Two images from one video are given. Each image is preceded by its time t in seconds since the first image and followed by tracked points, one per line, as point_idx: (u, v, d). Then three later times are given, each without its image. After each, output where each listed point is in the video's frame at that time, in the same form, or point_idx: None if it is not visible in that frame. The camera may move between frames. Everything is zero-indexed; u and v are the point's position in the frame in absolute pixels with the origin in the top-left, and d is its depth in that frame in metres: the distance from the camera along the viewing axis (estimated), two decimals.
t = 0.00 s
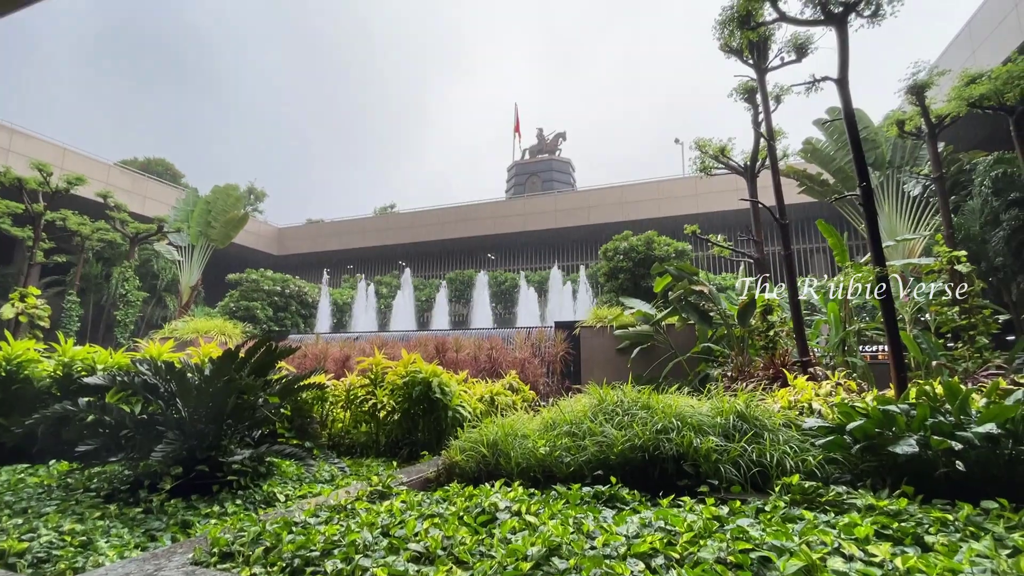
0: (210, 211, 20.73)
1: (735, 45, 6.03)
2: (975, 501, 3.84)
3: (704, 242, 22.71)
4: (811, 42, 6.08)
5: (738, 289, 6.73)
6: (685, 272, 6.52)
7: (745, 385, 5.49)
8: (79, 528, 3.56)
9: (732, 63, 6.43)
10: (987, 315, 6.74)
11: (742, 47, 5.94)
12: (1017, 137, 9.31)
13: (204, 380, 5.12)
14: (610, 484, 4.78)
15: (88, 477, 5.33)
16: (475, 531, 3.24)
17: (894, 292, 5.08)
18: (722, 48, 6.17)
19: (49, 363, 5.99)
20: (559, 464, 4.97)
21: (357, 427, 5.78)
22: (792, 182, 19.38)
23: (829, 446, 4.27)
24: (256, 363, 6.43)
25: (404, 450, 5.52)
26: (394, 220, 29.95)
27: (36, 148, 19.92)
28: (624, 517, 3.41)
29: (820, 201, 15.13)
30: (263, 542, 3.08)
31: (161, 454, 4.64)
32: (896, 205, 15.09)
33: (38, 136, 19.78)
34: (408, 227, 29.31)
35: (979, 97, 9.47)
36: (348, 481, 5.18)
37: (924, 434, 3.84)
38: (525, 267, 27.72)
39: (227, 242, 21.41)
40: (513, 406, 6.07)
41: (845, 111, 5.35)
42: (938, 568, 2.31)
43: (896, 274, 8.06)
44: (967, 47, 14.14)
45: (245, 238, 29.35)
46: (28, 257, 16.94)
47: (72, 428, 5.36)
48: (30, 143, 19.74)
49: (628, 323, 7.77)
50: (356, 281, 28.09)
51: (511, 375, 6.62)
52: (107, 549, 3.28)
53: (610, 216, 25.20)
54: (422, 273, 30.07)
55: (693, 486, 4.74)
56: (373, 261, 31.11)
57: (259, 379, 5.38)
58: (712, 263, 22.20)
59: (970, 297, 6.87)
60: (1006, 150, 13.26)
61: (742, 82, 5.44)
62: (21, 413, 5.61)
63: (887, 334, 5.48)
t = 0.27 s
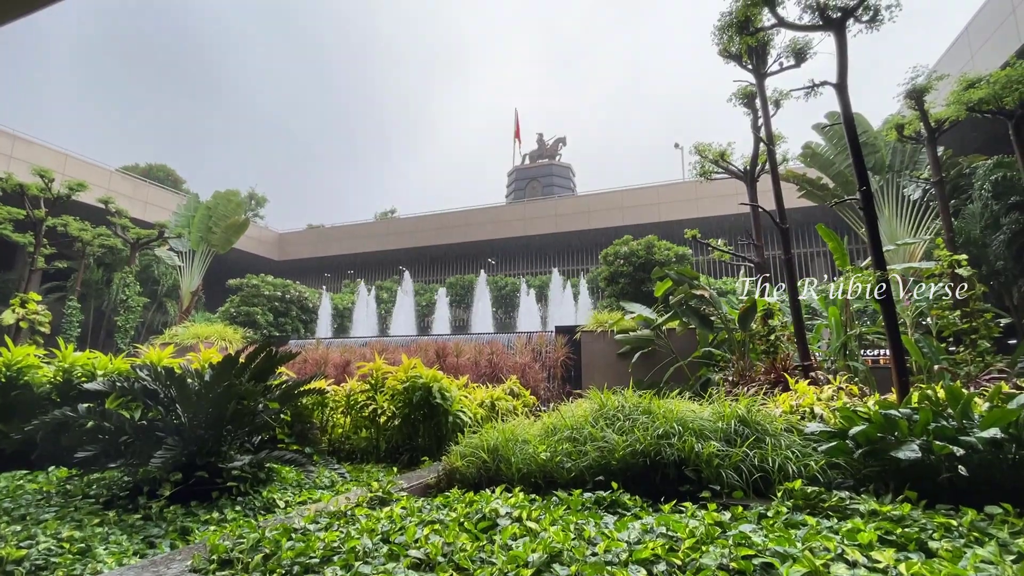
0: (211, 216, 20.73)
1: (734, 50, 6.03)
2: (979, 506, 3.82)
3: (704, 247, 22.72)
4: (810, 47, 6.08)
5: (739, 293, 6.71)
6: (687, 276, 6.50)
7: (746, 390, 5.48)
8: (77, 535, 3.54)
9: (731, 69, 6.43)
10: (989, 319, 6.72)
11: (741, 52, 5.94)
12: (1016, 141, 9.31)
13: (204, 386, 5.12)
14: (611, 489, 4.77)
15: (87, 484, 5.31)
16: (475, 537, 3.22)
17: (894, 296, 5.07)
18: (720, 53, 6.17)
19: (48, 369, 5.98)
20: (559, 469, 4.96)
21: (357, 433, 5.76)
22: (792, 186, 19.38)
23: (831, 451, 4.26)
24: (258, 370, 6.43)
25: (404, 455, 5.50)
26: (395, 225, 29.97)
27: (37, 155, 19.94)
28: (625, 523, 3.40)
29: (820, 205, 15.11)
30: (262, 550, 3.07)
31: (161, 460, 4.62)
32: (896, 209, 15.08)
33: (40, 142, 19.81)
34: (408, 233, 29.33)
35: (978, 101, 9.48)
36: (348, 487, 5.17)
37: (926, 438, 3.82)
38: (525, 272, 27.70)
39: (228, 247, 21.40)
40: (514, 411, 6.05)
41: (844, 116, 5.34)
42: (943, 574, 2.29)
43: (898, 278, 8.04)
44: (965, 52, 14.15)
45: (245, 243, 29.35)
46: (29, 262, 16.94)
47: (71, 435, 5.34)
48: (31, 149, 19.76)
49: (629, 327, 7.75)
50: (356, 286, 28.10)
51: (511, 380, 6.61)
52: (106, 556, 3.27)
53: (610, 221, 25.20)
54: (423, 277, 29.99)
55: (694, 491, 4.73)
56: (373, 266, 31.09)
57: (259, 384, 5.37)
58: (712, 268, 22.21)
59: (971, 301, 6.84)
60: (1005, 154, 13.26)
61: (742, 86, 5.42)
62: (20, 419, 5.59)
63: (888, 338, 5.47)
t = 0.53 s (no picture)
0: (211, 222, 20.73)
1: (732, 54, 6.02)
2: (981, 510, 3.80)
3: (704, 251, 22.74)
4: (808, 52, 6.08)
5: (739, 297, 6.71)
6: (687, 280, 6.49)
7: (747, 394, 5.47)
8: (75, 542, 3.53)
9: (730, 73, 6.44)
10: (990, 323, 6.71)
11: (740, 57, 5.93)
12: (1015, 145, 9.30)
13: (203, 392, 5.12)
14: (612, 494, 4.76)
15: (86, 490, 5.29)
16: (475, 544, 3.21)
17: (894, 300, 5.06)
18: (718, 57, 6.18)
19: (48, 374, 5.97)
20: (560, 475, 4.96)
21: (357, 438, 5.74)
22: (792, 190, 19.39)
23: (833, 455, 4.26)
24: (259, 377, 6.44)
25: (404, 461, 5.49)
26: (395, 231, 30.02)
27: (38, 160, 19.96)
28: (626, 529, 3.38)
29: (819, 209, 15.11)
30: (260, 556, 3.05)
31: (159, 466, 4.61)
32: (896, 213, 15.07)
33: (41, 148, 19.83)
34: (408, 238, 29.37)
35: (976, 106, 9.49)
36: (348, 492, 5.16)
37: (928, 443, 3.81)
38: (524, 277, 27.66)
39: (228, 253, 21.40)
40: (514, 416, 6.04)
41: (843, 120, 5.32)
42: None
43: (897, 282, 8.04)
44: (962, 57, 14.17)
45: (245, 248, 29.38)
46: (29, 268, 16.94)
47: (69, 441, 5.32)
48: (32, 155, 19.78)
49: (629, 332, 7.74)
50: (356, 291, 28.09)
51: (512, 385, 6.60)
52: (104, 563, 3.25)
53: (609, 225, 25.22)
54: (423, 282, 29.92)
55: (695, 496, 4.72)
56: (373, 271, 31.06)
57: (258, 390, 5.37)
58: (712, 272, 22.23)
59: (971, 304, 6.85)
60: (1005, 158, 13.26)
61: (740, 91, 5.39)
62: (18, 426, 5.57)
63: (888, 342, 5.46)
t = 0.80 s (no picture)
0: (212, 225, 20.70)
1: (731, 57, 6.02)
2: (983, 513, 3.80)
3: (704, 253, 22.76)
4: (807, 54, 6.07)
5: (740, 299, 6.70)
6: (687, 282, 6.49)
7: (747, 396, 5.48)
8: (75, 546, 3.54)
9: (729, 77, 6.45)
10: (990, 324, 6.70)
11: (739, 60, 5.92)
12: (1014, 146, 9.30)
13: (204, 395, 5.14)
14: (612, 497, 4.76)
15: (85, 494, 5.28)
16: (476, 547, 3.20)
17: (894, 301, 5.06)
18: (717, 60, 6.19)
19: (48, 378, 5.96)
20: (560, 478, 4.97)
21: (357, 441, 5.73)
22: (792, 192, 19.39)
23: (834, 457, 4.26)
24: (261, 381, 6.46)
25: (404, 463, 5.48)
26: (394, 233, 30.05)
27: (39, 164, 19.95)
28: (627, 531, 3.38)
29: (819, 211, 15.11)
30: (260, 560, 3.05)
31: (160, 470, 4.61)
32: (895, 215, 15.08)
33: (41, 152, 19.83)
34: (408, 240, 29.39)
35: (974, 107, 9.49)
36: (348, 496, 5.16)
37: (930, 444, 3.82)
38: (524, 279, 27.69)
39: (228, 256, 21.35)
40: (514, 418, 6.03)
41: (842, 122, 5.30)
42: None
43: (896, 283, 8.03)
44: (961, 58, 14.18)
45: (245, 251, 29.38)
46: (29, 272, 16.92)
47: (69, 444, 5.31)
48: (33, 159, 19.77)
49: (629, 334, 7.73)
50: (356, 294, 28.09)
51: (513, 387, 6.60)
52: (104, 567, 3.25)
53: (609, 227, 25.24)
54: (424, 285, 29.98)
55: (697, 499, 4.71)
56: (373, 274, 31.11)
57: (259, 393, 5.37)
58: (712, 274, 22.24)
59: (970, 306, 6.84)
60: (1004, 160, 13.26)
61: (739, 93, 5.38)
62: (18, 430, 5.57)
63: (890, 344, 5.45)
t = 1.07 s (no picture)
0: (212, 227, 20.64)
1: (731, 57, 6.01)
2: (985, 513, 3.79)
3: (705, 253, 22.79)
4: (808, 54, 6.07)
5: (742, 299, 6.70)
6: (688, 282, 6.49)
7: (749, 396, 5.48)
8: (77, 548, 3.54)
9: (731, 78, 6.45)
10: (992, 323, 6.68)
11: (739, 60, 5.92)
12: (1014, 146, 9.30)
13: (205, 396, 5.13)
14: (614, 497, 4.76)
15: (87, 495, 5.29)
16: (478, 548, 3.20)
17: (895, 300, 5.06)
18: (718, 62, 6.19)
19: (49, 380, 5.96)
20: (562, 478, 4.97)
21: (358, 442, 5.72)
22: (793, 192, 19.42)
23: (836, 458, 4.25)
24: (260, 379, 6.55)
25: (405, 465, 5.48)
26: (395, 234, 30.08)
27: (40, 167, 19.98)
28: (630, 532, 3.38)
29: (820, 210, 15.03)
30: (262, 561, 3.05)
31: (161, 472, 4.61)
32: (896, 214, 15.03)
33: (43, 154, 19.85)
34: (409, 241, 29.40)
35: (975, 107, 9.48)
36: (349, 497, 5.16)
37: (931, 444, 3.81)
38: (525, 279, 27.71)
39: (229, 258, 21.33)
40: (515, 419, 6.02)
41: (843, 122, 5.29)
42: None
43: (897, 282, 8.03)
44: (961, 58, 14.17)
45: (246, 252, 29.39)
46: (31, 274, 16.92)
47: (71, 446, 5.31)
48: (35, 161, 19.80)
49: (630, 334, 7.73)
50: (357, 295, 28.09)
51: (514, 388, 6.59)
52: (105, 569, 3.25)
53: (609, 227, 25.25)
54: (422, 286, 30.14)
55: (698, 499, 4.71)
56: (374, 275, 31.17)
57: (259, 394, 5.37)
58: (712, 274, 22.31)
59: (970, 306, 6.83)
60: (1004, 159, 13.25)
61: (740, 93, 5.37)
62: (20, 431, 5.57)
63: (891, 344, 5.45)
